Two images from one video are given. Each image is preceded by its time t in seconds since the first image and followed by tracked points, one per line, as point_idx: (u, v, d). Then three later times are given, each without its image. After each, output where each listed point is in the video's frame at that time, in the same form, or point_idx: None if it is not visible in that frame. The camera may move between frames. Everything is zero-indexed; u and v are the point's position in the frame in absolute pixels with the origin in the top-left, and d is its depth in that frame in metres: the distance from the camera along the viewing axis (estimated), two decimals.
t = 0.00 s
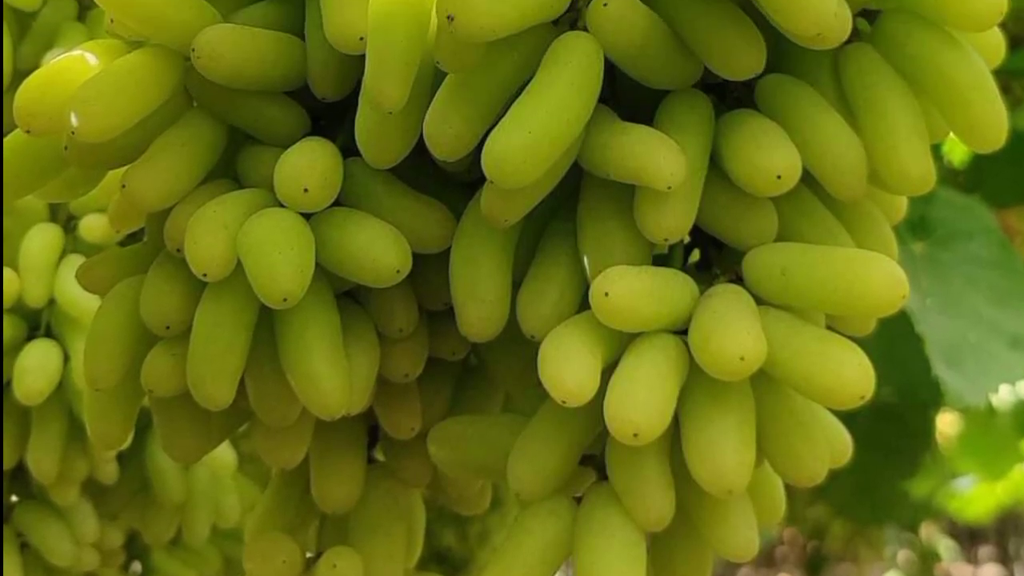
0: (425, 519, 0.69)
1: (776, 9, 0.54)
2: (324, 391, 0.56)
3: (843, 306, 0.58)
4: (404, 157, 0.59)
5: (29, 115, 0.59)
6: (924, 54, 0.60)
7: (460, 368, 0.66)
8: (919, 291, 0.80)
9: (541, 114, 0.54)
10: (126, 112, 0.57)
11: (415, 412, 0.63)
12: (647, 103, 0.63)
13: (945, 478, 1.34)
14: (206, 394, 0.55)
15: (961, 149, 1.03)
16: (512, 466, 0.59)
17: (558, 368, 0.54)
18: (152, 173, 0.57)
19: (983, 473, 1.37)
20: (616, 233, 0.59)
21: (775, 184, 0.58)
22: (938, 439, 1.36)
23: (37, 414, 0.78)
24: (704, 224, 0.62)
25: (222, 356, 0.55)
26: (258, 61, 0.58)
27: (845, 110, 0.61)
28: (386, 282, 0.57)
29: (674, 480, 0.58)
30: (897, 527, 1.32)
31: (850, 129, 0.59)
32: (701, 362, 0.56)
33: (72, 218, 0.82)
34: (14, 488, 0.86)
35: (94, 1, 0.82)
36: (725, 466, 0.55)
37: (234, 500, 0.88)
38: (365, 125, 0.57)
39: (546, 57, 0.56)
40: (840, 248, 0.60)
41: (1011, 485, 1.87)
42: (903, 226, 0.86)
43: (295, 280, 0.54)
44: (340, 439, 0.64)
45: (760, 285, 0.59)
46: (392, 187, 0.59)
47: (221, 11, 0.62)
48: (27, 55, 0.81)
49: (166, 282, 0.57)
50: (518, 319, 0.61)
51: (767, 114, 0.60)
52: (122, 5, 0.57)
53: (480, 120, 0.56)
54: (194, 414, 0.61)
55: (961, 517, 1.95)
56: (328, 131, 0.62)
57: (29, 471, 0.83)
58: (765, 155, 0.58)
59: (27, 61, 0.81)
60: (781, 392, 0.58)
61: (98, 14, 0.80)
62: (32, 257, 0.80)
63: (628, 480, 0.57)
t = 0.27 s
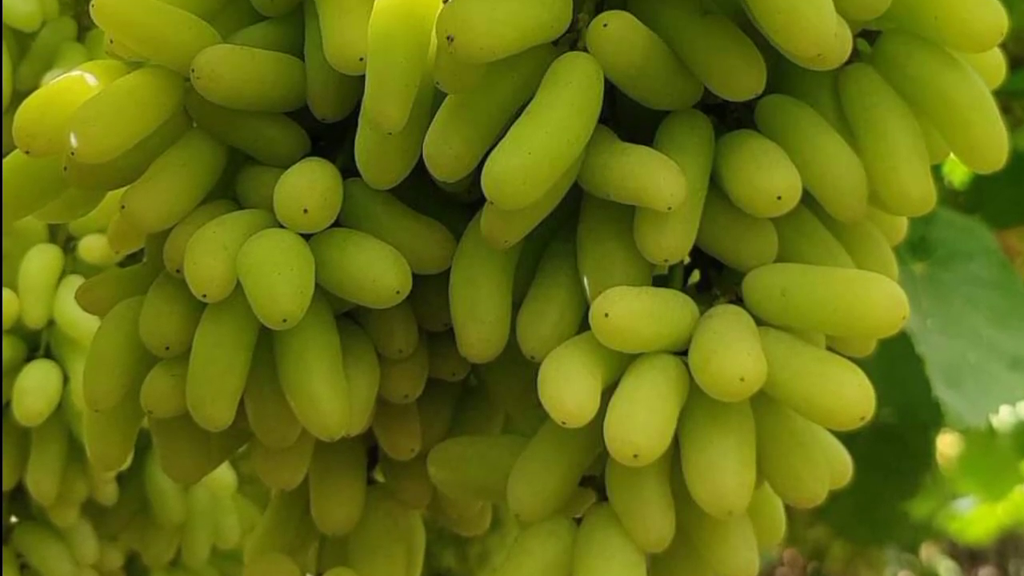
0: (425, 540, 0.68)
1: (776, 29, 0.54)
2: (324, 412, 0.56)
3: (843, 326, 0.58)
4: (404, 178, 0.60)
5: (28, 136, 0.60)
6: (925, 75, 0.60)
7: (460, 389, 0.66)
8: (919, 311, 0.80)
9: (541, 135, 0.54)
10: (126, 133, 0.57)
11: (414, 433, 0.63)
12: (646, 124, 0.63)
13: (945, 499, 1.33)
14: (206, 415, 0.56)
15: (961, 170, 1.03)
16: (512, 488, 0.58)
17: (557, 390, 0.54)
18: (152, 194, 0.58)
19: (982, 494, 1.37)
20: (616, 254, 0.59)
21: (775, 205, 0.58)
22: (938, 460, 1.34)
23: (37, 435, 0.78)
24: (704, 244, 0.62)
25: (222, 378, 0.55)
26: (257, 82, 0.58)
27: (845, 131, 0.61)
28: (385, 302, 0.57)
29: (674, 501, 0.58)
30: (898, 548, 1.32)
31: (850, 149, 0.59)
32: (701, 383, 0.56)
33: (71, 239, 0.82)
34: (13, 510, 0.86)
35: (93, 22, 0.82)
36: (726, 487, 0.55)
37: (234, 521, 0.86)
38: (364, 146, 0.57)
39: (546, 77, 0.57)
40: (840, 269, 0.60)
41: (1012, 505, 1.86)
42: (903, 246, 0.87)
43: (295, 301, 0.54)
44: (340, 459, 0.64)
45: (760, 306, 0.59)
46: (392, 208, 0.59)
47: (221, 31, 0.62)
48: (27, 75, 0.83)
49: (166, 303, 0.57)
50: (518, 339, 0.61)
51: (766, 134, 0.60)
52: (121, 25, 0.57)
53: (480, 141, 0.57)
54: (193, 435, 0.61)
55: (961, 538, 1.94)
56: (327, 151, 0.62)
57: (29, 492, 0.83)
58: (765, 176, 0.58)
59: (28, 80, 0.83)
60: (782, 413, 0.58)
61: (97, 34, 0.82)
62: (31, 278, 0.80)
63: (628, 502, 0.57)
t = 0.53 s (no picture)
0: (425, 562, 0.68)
1: (776, 49, 0.54)
2: (323, 432, 0.56)
3: (844, 347, 0.58)
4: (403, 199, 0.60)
5: (27, 156, 0.60)
6: (925, 95, 0.60)
7: (460, 410, 0.66)
8: (919, 332, 0.80)
9: (541, 156, 0.54)
10: (124, 154, 0.57)
11: (414, 454, 0.63)
12: (647, 143, 0.62)
13: (946, 520, 1.33)
14: (205, 436, 0.56)
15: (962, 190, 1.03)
16: (512, 509, 0.58)
17: (557, 410, 0.54)
18: (151, 215, 0.58)
19: (983, 515, 1.36)
20: (616, 275, 0.59)
21: (775, 226, 0.58)
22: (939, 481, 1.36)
23: (37, 455, 0.78)
24: (704, 265, 0.62)
25: (221, 399, 0.56)
26: (257, 102, 0.58)
27: (845, 151, 0.61)
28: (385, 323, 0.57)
29: (674, 522, 0.58)
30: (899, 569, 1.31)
31: (850, 169, 0.59)
32: (701, 404, 0.56)
33: (70, 259, 0.81)
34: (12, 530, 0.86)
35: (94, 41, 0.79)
36: (726, 508, 0.55)
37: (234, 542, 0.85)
38: (364, 166, 0.58)
39: (546, 98, 0.57)
40: (840, 289, 0.60)
41: (1012, 526, 1.85)
42: (903, 267, 0.87)
43: (295, 321, 0.54)
44: (340, 480, 0.64)
45: (760, 326, 0.59)
46: (392, 229, 0.59)
47: (220, 52, 0.63)
48: (25, 96, 0.79)
49: (166, 324, 0.58)
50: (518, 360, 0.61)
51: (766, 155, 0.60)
52: (120, 44, 0.58)
53: (480, 161, 0.57)
54: (193, 456, 0.61)
55: (962, 559, 1.94)
56: (327, 171, 0.63)
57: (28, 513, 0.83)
58: (765, 197, 0.58)
59: (26, 103, 0.80)
60: (782, 434, 0.58)
61: (98, 54, 0.79)
62: (31, 299, 0.80)
63: (628, 523, 0.57)
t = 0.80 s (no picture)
0: None
1: (776, 68, 0.54)
2: (323, 453, 0.56)
3: (844, 368, 0.58)
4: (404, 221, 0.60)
5: (26, 177, 0.60)
6: (925, 116, 0.60)
7: (459, 430, 0.66)
8: (919, 353, 0.80)
9: (541, 177, 0.54)
10: (123, 176, 0.58)
11: (414, 475, 0.63)
12: (647, 163, 0.62)
13: (947, 542, 1.33)
14: (205, 457, 0.56)
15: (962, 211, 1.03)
16: (511, 530, 0.58)
17: (557, 431, 0.54)
18: (150, 237, 0.58)
19: (983, 536, 1.36)
20: (616, 296, 0.59)
21: (775, 247, 0.57)
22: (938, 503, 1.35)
23: (36, 477, 0.78)
24: (704, 286, 0.62)
25: (220, 420, 0.56)
26: (256, 122, 0.59)
27: (845, 172, 0.60)
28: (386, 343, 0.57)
29: (673, 543, 0.58)
30: None
31: (850, 190, 0.59)
32: (701, 425, 0.56)
33: (70, 280, 0.81)
34: (12, 551, 0.84)
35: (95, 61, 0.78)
36: (726, 529, 0.54)
37: (233, 563, 0.81)
38: (364, 188, 0.58)
39: (546, 118, 0.57)
40: (840, 310, 0.60)
41: (1013, 548, 1.84)
42: (904, 288, 0.86)
43: (294, 343, 0.54)
44: (339, 501, 0.64)
45: (760, 346, 0.59)
46: (391, 249, 0.60)
47: (220, 72, 0.64)
48: (26, 118, 0.78)
49: (165, 345, 0.58)
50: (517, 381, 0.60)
51: (766, 176, 0.60)
52: (119, 65, 0.58)
53: (479, 182, 0.57)
54: (193, 477, 0.61)
55: None
56: (327, 192, 0.63)
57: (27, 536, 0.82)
58: (765, 218, 0.57)
59: (27, 123, 0.78)
60: (782, 455, 0.58)
61: (97, 75, 0.78)
62: (30, 319, 0.80)
63: (627, 544, 0.56)
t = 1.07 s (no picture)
0: None
1: (776, 89, 0.53)
2: (323, 474, 0.56)
3: (843, 389, 0.57)
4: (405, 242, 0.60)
5: (26, 198, 0.60)
6: (925, 137, 0.59)
7: (459, 450, 0.66)
8: (919, 374, 0.79)
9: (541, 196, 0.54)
10: (122, 196, 0.58)
11: (414, 496, 0.63)
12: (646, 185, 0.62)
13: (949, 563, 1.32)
14: (204, 478, 0.56)
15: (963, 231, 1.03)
16: (511, 551, 0.58)
17: (557, 453, 0.54)
18: (150, 257, 0.58)
19: (984, 557, 1.35)
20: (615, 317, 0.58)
21: (775, 267, 0.57)
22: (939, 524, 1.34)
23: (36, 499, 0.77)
24: (704, 307, 0.62)
25: (220, 441, 0.56)
26: (256, 143, 0.59)
27: (845, 193, 0.60)
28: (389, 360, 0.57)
29: (674, 564, 0.58)
30: None
31: (850, 211, 0.59)
32: (701, 446, 0.56)
33: (70, 300, 0.79)
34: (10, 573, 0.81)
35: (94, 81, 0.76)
36: (726, 551, 0.54)
37: None
38: (364, 209, 0.58)
39: (546, 139, 0.57)
40: (840, 331, 0.59)
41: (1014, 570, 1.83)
42: (904, 308, 0.86)
43: (294, 363, 0.55)
44: (339, 522, 0.64)
45: (760, 367, 0.59)
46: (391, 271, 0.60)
47: (220, 92, 0.64)
48: (24, 137, 0.74)
49: (165, 366, 0.58)
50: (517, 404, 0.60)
51: (767, 198, 0.60)
52: (117, 86, 0.58)
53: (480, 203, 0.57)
54: (193, 498, 0.61)
55: None
56: (327, 214, 0.63)
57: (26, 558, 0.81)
58: (766, 238, 0.57)
59: (25, 144, 0.74)
60: (782, 476, 0.58)
61: (97, 95, 0.75)
62: (30, 341, 0.78)
63: (627, 566, 0.56)
